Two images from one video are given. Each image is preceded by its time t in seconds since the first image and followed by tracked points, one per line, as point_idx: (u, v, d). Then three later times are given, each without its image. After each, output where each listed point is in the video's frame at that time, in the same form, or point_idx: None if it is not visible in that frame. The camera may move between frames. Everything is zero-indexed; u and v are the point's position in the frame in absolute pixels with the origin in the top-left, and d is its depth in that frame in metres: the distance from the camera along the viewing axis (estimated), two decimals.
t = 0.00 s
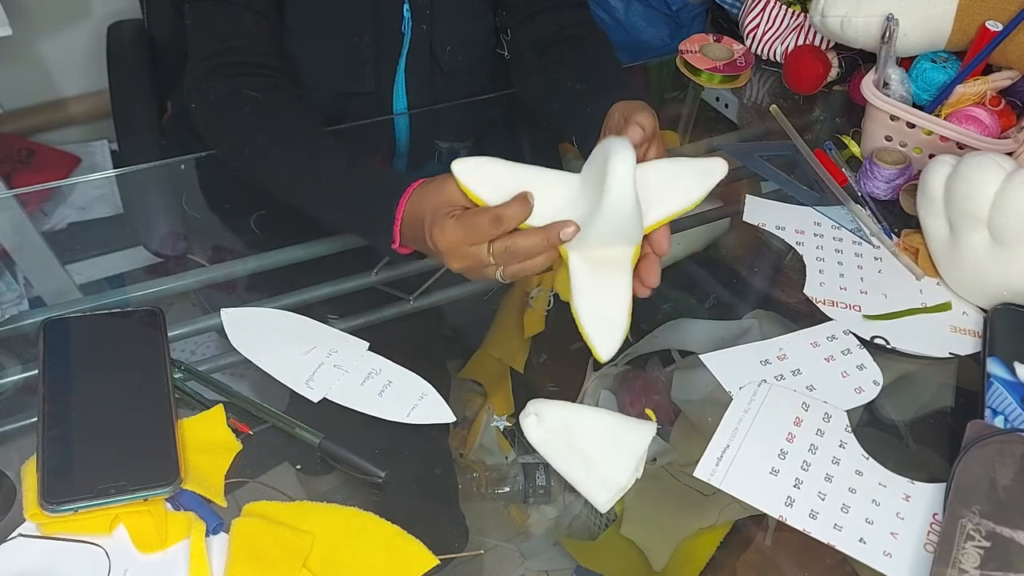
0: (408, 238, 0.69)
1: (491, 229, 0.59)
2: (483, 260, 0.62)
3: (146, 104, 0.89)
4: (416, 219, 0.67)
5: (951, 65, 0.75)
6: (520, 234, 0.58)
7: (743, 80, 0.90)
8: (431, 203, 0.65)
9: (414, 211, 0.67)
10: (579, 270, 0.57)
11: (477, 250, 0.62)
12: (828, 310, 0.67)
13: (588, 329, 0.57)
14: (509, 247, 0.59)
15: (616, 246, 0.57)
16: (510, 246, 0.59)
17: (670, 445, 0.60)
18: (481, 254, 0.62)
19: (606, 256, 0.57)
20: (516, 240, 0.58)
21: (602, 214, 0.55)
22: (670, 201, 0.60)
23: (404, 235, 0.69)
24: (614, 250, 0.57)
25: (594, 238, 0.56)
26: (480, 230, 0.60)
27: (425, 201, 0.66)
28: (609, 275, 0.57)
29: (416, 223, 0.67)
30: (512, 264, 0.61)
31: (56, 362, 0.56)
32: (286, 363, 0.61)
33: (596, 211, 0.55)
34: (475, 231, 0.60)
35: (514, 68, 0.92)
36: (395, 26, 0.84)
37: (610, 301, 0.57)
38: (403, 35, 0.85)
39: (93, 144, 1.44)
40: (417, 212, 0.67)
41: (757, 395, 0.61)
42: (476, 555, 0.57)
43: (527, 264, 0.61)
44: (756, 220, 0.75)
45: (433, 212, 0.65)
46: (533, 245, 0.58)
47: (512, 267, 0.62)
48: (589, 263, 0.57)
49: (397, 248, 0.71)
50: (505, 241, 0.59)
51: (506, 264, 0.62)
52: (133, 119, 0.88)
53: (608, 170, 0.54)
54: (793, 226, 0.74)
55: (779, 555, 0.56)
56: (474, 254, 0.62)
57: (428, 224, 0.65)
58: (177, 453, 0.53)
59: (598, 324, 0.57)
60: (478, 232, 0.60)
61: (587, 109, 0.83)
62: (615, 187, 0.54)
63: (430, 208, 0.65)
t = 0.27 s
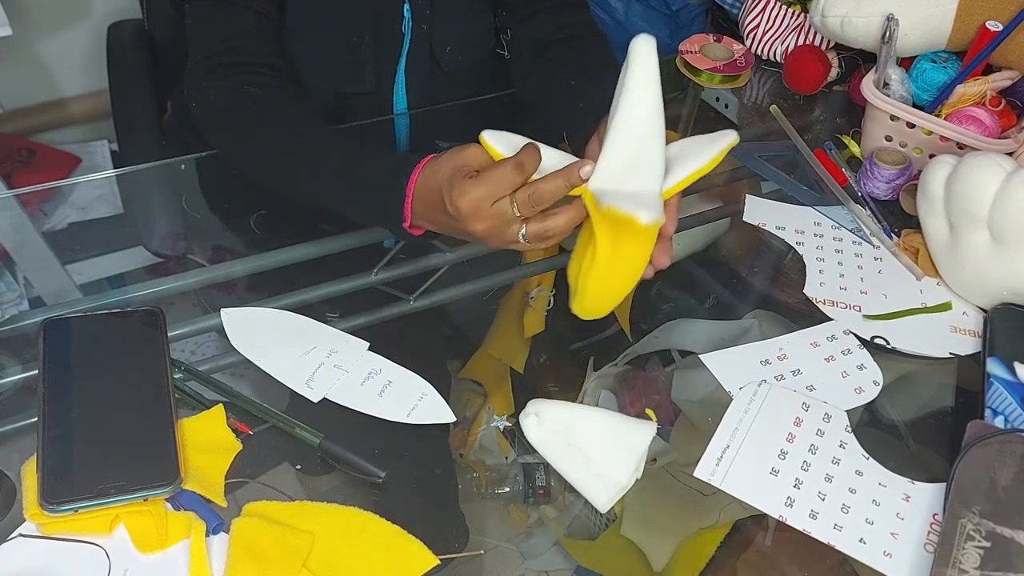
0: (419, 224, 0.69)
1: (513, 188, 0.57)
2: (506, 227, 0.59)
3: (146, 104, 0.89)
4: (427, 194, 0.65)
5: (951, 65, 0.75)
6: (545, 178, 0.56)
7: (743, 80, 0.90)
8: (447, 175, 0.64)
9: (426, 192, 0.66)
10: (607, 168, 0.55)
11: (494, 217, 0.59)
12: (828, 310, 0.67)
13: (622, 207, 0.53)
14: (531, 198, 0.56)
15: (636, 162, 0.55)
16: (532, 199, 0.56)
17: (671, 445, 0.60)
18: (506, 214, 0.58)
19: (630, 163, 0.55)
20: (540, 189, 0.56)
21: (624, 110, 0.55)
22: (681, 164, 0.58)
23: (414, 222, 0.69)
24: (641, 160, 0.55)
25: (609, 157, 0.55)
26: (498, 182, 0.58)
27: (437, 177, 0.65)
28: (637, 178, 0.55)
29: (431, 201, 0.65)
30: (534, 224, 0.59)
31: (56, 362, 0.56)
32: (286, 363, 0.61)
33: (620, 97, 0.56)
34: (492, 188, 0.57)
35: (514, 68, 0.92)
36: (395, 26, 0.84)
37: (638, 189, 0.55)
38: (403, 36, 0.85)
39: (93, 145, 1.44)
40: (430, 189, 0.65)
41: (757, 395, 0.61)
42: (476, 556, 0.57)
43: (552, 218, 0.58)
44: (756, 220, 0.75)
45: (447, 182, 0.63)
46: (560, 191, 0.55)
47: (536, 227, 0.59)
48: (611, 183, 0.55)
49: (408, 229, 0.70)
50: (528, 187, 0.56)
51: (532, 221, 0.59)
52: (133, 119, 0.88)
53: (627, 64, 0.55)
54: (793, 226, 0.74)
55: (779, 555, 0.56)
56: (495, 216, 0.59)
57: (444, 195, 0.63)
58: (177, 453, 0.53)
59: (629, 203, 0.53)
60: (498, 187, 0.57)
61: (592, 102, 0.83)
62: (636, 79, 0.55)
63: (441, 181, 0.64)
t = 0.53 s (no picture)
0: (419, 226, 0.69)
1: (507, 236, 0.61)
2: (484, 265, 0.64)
3: (146, 104, 0.89)
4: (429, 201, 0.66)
5: (951, 65, 0.75)
6: (533, 244, 0.60)
7: (743, 80, 0.90)
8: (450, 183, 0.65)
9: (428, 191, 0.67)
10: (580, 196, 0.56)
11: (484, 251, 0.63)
12: (828, 311, 0.67)
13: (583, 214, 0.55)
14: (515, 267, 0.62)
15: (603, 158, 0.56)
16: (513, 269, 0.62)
17: (670, 445, 0.60)
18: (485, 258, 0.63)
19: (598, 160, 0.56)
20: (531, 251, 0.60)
21: (585, 109, 0.55)
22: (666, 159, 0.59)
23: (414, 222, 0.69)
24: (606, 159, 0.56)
25: (574, 161, 0.56)
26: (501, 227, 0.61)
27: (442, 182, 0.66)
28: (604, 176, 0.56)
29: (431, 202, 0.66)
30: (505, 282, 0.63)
31: (56, 362, 0.56)
32: (286, 364, 0.61)
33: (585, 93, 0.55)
34: (486, 231, 0.62)
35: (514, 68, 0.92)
36: (395, 26, 0.84)
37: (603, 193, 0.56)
38: (403, 36, 0.85)
39: (93, 145, 1.44)
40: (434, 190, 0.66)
41: (757, 395, 0.61)
42: (476, 556, 0.57)
43: (526, 274, 0.61)
44: (756, 220, 0.75)
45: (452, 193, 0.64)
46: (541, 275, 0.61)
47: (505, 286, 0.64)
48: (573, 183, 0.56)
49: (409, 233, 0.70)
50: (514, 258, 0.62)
51: (503, 269, 0.62)
52: (133, 119, 0.88)
53: (589, 63, 0.56)
54: (792, 227, 0.74)
55: (779, 556, 0.56)
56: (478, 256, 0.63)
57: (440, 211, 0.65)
58: (177, 453, 0.53)
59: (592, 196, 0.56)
60: (493, 234, 0.61)
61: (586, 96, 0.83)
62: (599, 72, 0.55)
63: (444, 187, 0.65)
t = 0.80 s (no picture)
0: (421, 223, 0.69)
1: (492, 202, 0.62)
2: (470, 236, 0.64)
3: (146, 104, 0.89)
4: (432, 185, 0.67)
5: (951, 65, 0.75)
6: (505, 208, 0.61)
7: (743, 80, 0.90)
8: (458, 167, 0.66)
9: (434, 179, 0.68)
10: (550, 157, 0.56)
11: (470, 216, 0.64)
12: (828, 311, 0.67)
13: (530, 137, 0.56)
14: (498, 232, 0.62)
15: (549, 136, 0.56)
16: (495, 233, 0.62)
17: (670, 444, 0.60)
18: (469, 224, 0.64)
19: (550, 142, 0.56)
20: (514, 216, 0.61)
21: (534, 110, 0.56)
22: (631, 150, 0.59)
23: (418, 215, 0.69)
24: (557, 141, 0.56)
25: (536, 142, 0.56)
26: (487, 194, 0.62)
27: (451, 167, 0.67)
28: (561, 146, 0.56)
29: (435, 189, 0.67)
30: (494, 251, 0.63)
31: (56, 362, 0.56)
32: (287, 364, 0.61)
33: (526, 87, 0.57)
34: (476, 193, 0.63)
35: (514, 68, 0.92)
36: (395, 26, 0.84)
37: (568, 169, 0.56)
38: (402, 36, 0.85)
39: (93, 145, 1.44)
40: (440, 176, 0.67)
41: (757, 395, 0.61)
42: (476, 556, 0.57)
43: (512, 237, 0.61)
44: (756, 220, 0.75)
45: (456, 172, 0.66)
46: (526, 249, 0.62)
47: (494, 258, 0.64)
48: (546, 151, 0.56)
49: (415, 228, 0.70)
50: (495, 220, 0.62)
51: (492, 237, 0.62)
52: (133, 119, 0.88)
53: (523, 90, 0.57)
54: (792, 227, 0.74)
55: (779, 555, 0.56)
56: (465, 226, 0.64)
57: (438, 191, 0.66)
58: (177, 453, 0.53)
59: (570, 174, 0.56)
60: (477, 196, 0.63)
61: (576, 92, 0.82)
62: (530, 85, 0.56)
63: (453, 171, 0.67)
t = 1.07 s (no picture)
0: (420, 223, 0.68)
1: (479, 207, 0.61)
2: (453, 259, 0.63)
3: (146, 105, 0.89)
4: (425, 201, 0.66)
5: (951, 65, 0.75)
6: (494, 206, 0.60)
7: (743, 80, 0.90)
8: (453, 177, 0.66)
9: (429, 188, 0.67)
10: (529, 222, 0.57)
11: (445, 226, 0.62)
12: (828, 311, 0.67)
13: (516, 234, 0.55)
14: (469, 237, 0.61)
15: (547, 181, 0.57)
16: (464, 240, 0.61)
17: (671, 445, 0.60)
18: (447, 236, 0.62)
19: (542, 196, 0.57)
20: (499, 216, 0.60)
21: (524, 141, 0.56)
22: (643, 226, 0.60)
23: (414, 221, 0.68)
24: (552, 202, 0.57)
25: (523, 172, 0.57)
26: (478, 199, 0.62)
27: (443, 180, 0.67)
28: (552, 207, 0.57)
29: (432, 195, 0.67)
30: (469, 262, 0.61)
31: (56, 362, 0.56)
32: (287, 364, 0.61)
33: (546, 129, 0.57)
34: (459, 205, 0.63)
35: (513, 68, 0.92)
36: (395, 26, 0.84)
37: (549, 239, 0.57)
38: (402, 36, 0.85)
39: (93, 145, 1.44)
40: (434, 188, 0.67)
41: (757, 395, 0.61)
42: (476, 556, 0.57)
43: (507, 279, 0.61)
44: (756, 220, 0.75)
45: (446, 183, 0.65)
46: (513, 262, 0.60)
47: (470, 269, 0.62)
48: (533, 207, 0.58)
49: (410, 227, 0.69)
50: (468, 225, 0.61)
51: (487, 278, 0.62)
52: (133, 120, 0.88)
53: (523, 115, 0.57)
54: (792, 227, 0.75)
55: (779, 555, 0.56)
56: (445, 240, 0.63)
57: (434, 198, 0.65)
58: (177, 454, 0.53)
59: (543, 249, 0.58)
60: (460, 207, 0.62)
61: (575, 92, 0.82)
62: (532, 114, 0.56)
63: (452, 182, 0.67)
